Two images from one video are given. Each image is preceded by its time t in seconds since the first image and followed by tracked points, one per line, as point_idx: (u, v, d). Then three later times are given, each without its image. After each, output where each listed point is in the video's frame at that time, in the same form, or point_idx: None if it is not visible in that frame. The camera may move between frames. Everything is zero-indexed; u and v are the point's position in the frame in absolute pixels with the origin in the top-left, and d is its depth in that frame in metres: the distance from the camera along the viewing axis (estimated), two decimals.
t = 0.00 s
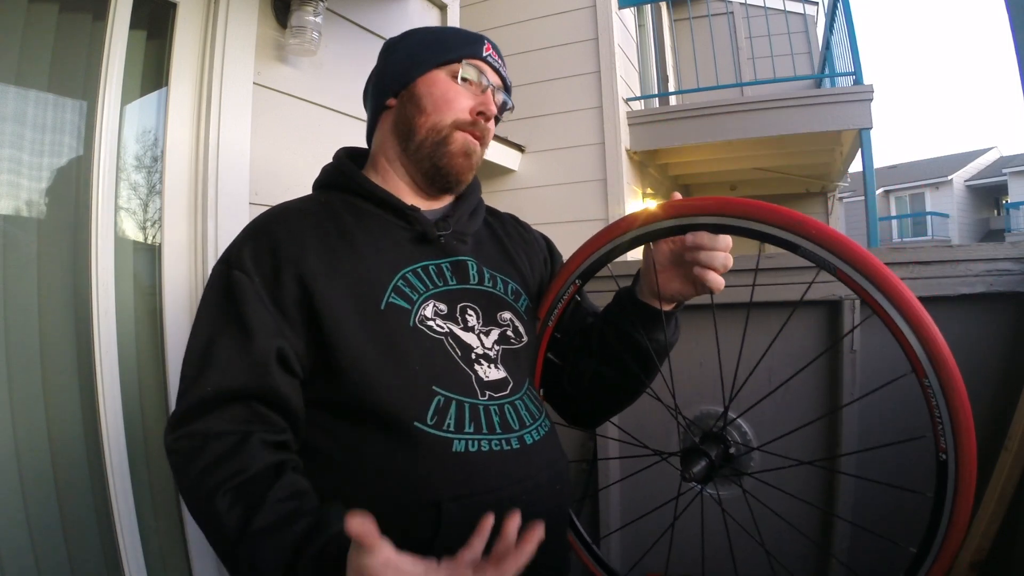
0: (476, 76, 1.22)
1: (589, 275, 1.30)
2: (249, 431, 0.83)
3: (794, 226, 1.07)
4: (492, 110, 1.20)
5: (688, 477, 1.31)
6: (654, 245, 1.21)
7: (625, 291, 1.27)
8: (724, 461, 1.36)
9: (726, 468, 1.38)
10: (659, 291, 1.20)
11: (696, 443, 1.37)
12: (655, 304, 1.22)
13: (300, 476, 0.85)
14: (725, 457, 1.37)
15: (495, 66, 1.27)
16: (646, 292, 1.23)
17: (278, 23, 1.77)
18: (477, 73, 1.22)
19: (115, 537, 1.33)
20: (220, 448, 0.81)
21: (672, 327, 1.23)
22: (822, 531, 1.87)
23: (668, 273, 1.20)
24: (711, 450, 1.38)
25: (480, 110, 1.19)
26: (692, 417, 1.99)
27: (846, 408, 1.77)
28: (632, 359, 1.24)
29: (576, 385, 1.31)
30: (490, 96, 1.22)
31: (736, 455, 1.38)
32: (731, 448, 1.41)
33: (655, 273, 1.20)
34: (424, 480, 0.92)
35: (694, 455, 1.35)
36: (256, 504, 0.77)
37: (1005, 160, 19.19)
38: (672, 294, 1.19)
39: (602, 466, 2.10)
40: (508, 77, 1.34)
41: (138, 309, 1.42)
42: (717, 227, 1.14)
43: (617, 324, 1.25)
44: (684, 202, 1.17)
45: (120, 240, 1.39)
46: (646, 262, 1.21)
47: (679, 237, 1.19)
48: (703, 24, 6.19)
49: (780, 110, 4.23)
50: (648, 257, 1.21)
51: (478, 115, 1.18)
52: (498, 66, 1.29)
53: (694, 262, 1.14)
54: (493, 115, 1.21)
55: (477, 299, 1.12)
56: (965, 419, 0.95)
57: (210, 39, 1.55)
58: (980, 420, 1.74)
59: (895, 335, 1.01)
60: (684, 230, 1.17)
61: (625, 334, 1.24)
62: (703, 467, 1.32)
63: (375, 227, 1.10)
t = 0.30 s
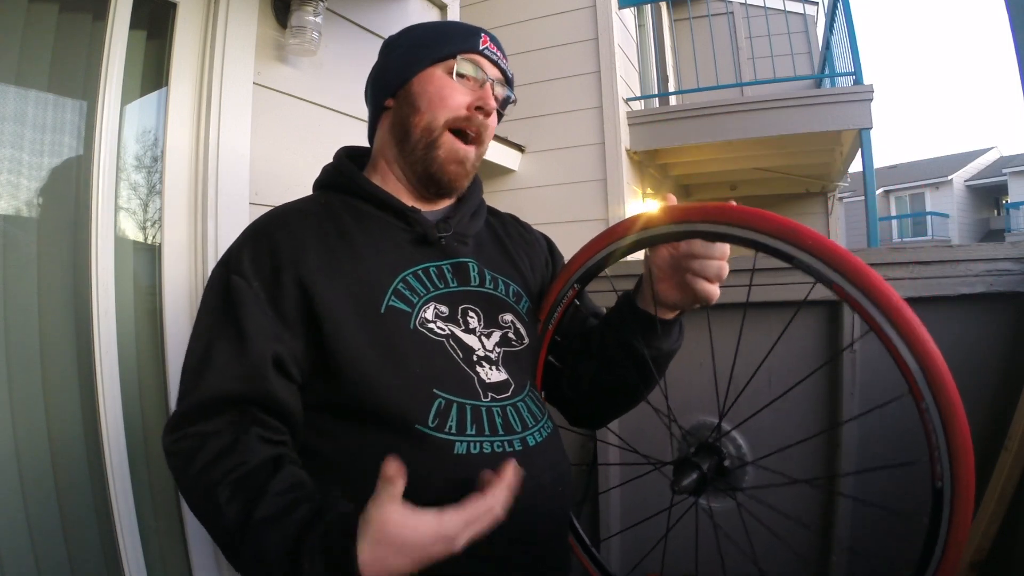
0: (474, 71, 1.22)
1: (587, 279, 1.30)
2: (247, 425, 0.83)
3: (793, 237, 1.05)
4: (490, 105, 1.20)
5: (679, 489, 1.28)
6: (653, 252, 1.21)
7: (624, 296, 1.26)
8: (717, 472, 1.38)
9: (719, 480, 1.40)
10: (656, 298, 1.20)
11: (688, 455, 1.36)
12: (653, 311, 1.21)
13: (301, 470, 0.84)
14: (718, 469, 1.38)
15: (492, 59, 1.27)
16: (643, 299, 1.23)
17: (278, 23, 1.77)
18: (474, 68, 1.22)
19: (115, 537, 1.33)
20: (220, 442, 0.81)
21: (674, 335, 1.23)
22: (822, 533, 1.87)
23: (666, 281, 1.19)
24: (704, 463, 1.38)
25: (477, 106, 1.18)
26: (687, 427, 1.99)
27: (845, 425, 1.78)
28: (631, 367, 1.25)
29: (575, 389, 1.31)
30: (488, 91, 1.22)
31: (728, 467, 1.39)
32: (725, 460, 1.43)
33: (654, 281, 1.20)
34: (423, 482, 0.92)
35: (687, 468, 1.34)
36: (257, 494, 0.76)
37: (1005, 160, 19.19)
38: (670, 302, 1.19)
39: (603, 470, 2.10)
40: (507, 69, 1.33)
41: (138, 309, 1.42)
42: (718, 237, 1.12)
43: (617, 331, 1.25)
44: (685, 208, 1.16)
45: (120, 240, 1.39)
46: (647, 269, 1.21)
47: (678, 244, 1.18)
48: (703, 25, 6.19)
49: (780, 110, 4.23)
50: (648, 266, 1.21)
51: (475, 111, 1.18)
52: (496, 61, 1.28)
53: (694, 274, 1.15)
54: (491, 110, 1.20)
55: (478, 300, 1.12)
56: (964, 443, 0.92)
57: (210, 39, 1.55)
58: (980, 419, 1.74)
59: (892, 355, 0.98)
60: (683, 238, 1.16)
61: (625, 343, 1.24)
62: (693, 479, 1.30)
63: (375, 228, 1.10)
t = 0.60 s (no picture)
0: (438, 58, 1.19)
1: (591, 283, 1.31)
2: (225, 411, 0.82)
3: (788, 246, 1.06)
4: (460, 86, 1.17)
5: (672, 501, 1.28)
6: (658, 257, 1.19)
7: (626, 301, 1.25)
8: (716, 485, 1.37)
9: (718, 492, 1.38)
10: (658, 305, 1.18)
11: (686, 466, 1.36)
12: (654, 318, 1.19)
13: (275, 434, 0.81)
14: (716, 481, 1.37)
15: (455, 38, 1.23)
16: (646, 304, 1.21)
17: (278, 23, 1.77)
18: (436, 54, 1.19)
19: (115, 537, 1.33)
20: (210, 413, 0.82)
21: (678, 342, 1.21)
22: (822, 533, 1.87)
23: (667, 288, 1.16)
24: (703, 475, 1.37)
25: (446, 91, 1.16)
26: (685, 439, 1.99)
27: (844, 446, 1.77)
28: (633, 373, 1.24)
29: (578, 394, 1.31)
30: (456, 73, 1.19)
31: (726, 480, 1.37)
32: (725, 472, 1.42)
33: (656, 287, 1.17)
34: (423, 483, 0.92)
35: (682, 480, 1.34)
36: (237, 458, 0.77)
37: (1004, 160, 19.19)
38: (672, 309, 1.16)
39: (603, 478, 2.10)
40: (481, 44, 1.30)
41: (138, 309, 1.42)
42: (718, 244, 1.12)
43: (620, 336, 1.23)
44: (688, 216, 1.16)
45: (120, 241, 1.39)
46: (650, 273, 1.19)
47: (681, 251, 1.15)
48: (703, 25, 6.19)
49: (780, 110, 4.23)
50: (651, 271, 1.19)
51: (446, 96, 1.16)
52: (460, 40, 1.24)
53: (696, 282, 1.11)
54: (464, 91, 1.17)
55: (478, 300, 1.11)
56: (964, 452, 0.92)
57: (210, 39, 1.55)
58: (980, 419, 1.74)
59: (890, 363, 0.99)
60: (684, 246, 1.16)
61: (627, 348, 1.22)
62: (688, 492, 1.31)
63: (375, 228, 1.10)
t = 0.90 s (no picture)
0: (423, 59, 1.19)
1: (592, 281, 1.30)
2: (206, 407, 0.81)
3: (794, 239, 1.05)
4: (446, 87, 1.16)
5: (679, 498, 1.30)
6: (659, 254, 1.21)
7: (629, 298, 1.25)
8: (722, 483, 1.37)
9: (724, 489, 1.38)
10: (662, 302, 1.19)
11: (691, 464, 1.36)
12: (658, 315, 1.20)
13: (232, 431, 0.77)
14: (723, 478, 1.36)
15: (439, 37, 1.22)
16: (649, 302, 1.22)
17: (278, 23, 1.77)
18: (420, 57, 1.19)
19: (116, 537, 1.33)
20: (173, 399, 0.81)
21: (681, 339, 1.22)
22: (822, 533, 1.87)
23: (671, 285, 1.18)
24: (708, 473, 1.37)
25: (432, 93, 1.15)
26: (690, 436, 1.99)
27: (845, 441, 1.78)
28: (636, 371, 1.25)
29: (581, 394, 1.31)
30: (441, 73, 1.19)
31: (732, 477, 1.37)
32: (731, 470, 1.41)
33: (660, 284, 1.19)
34: (421, 484, 0.92)
35: (688, 478, 1.34)
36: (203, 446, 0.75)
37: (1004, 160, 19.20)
38: (676, 306, 1.18)
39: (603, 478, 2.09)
40: (467, 41, 1.29)
41: (138, 309, 1.42)
42: (722, 239, 1.11)
43: (622, 335, 1.24)
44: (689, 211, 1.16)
45: (121, 241, 1.39)
46: (652, 271, 1.21)
47: (682, 247, 1.17)
48: (703, 25, 6.19)
49: (780, 110, 4.23)
50: (654, 268, 1.20)
51: (432, 98, 1.15)
52: (444, 39, 1.23)
53: (699, 277, 1.13)
54: (450, 91, 1.16)
55: (475, 299, 1.11)
56: (975, 447, 0.91)
57: (210, 39, 1.55)
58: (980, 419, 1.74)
59: (899, 358, 0.97)
60: (687, 240, 1.15)
61: (629, 346, 1.24)
62: (695, 490, 1.31)
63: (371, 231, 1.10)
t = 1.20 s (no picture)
0: (410, 84, 1.12)
1: (583, 276, 1.28)
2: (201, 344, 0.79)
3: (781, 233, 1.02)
4: (435, 118, 1.10)
5: (673, 494, 1.28)
6: (647, 249, 1.20)
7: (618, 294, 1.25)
8: (714, 478, 1.36)
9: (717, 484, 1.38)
10: (649, 296, 1.19)
11: (685, 459, 1.35)
12: (647, 310, 1.20)
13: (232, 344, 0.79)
14: (716, 473, 1.37)
15: (429, 56, 1.12)
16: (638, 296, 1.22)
17: (278, 23, 1.77)
18: (407, 80, 1.11)
19: (116, 537, 1.33)
20: (199, 379, 0.77)
21: (671, 334, 1.22)
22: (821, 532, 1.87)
23: (659, 279, 1.18)
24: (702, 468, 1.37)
25: (422, 126, 1.11)
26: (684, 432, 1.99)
27: (845, 432, 1.77)
28: (628, 366, 1.25)
29: (574, 389, 1.31)
30: (431, 100, 1.12)
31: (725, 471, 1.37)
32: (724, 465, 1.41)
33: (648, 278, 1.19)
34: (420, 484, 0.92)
35: (681, 473, 1.33)
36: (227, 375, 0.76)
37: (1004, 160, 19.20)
38: (664, 300, 1.18)
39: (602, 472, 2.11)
40: (458, 55, 1.18)
41: (138, 309, 1.41)
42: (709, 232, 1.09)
43: (613, 331, 1.24)
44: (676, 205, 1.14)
45: (120, 240, 1.39)
46: (640, 265, 1.20)
47: (668, 241, 1.16)
48: (703, 25, 6.19)
49: (780, 110, 4.23)
50: (642, 262, 1.20)
51: (421, 131, 1.11)
52: (433, 58, 1.13)
53: (687, 272, 1.13)
54: (441, 122, 1.11)
55: (465, 300, 1.11)
56: (966, 447, 0.88)
57: (210, 39, 1.55)
58: (979, 419, 1.74)
59: (894, 361, 0.94)
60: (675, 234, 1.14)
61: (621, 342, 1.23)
62: (688, 485, 1.30)
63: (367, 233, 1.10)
